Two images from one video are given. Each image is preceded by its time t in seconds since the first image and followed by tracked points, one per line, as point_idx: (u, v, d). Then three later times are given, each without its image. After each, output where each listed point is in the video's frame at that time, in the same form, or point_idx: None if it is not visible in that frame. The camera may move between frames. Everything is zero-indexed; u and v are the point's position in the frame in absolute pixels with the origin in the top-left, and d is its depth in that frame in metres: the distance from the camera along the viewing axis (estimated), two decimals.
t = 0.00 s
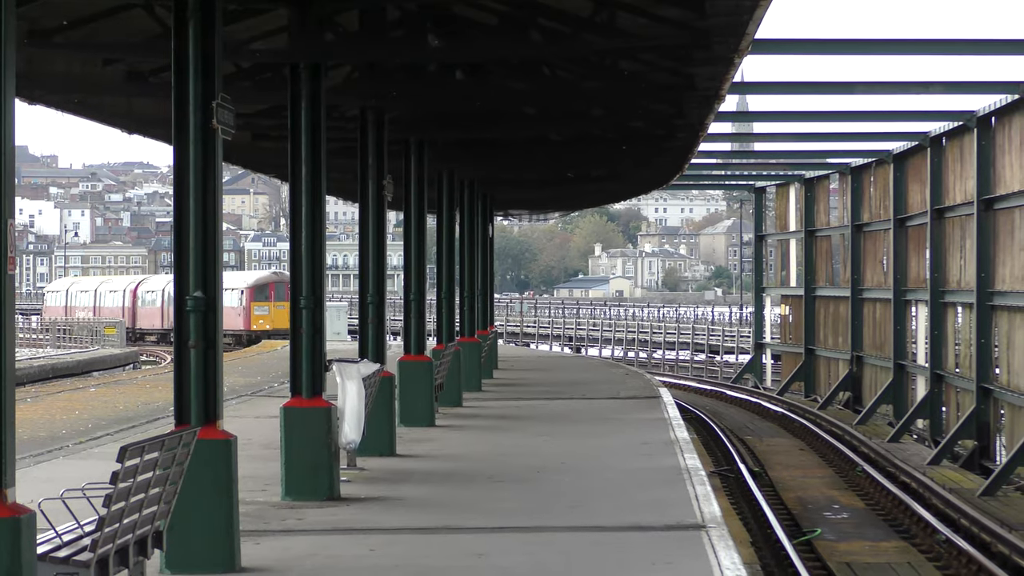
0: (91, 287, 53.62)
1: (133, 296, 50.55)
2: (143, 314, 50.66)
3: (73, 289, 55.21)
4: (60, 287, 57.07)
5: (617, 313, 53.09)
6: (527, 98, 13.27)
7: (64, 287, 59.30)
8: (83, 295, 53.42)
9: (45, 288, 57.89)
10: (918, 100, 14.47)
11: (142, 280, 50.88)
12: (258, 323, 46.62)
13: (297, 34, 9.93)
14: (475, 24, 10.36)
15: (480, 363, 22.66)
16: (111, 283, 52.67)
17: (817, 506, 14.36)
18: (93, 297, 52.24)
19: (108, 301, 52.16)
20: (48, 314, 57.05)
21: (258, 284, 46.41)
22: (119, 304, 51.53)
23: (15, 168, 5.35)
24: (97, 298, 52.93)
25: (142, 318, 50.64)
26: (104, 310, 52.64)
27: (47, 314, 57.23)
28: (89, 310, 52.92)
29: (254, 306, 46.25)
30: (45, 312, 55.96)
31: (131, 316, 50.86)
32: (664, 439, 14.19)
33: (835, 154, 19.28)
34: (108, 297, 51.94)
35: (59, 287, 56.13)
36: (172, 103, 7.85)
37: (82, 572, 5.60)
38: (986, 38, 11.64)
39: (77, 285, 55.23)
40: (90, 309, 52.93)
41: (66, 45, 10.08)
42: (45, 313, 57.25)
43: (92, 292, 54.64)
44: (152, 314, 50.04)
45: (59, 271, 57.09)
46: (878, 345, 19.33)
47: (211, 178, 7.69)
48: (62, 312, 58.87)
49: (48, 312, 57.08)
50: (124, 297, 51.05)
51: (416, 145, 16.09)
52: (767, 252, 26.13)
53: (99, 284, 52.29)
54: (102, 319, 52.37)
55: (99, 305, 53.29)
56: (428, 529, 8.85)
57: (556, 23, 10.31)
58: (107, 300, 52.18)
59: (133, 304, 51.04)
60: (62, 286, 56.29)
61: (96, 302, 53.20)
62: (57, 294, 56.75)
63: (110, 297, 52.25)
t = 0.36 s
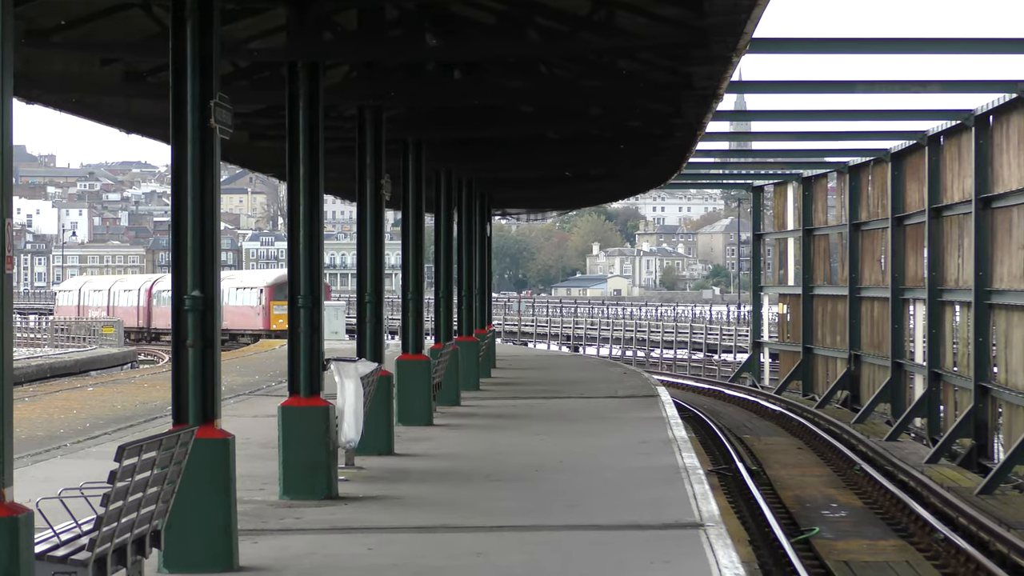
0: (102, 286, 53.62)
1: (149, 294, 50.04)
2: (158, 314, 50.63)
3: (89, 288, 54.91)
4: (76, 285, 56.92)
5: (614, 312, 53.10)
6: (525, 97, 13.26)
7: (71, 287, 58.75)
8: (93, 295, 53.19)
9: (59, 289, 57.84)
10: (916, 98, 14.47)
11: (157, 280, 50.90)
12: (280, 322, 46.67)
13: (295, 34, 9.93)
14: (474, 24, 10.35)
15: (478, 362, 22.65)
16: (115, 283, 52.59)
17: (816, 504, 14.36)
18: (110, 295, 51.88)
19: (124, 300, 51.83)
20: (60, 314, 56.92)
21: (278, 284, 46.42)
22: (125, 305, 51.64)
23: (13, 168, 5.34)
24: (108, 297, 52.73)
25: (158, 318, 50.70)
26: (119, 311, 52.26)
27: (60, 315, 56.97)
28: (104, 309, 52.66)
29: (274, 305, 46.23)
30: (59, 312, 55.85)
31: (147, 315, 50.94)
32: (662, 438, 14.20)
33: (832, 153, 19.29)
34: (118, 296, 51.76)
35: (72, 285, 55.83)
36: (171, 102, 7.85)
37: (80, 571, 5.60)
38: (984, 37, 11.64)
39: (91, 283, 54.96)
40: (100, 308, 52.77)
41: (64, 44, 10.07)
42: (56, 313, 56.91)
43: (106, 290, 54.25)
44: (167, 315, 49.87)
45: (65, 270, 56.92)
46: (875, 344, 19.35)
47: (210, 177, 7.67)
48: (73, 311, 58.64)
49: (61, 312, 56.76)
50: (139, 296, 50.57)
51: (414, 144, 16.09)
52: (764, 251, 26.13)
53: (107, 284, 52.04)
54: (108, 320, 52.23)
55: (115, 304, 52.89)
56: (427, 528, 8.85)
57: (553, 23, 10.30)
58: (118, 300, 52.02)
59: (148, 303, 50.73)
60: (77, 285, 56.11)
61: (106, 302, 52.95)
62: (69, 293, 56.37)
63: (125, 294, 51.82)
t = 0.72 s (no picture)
0: (109, 285, 52.75)
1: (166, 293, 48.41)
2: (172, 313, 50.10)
3: (99, 286, 53.50)
4: (84, 284, 56.56)
5: (613, 311, 53.09)
6: (524, 96, 13.26)
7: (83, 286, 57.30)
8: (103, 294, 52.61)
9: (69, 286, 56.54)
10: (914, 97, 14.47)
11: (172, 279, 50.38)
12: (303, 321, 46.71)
13: (293, 32, 9.92)
14: (472, 22, 10.34)
15: (477, 361, 22.66)
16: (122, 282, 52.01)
17: (814, 503, 14.37)
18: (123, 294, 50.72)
19: (134, 300, 51.32)
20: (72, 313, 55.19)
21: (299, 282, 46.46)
22: (130, 304, 51.32)
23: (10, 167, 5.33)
24: (117, 296, 52.18)
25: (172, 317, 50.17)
26: (132, 312, 50.86)
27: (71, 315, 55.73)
28: (117, 309, 51.89)
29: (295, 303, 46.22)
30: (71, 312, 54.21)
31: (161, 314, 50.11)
32: (660, 437, 14.20)
33: (831, 152, 19.29)
34: (130, 295, 51.12)
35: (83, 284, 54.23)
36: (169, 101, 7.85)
37: (78, 569, 5.60)
38: (983, 36, 11.65)
39: (102, 282, 54.24)
40: (108, 308, 52.33)
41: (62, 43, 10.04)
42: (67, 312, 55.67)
43: (119, 290, 52.68)
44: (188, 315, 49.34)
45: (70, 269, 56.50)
46: (874, 342, 19.36)
47: (208, 177, 7.66)
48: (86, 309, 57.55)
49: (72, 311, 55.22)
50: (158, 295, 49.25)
51: (412, 143, 16.08)
52: (763, 249, 26.13)
53: (118, 283, 51.47)
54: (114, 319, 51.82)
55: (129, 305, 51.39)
56: (425, 527, 8.86)
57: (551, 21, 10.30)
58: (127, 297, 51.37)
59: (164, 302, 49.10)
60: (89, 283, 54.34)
61: (118, 300, 52.17)
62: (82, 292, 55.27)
63: (140, 294, 50.45)
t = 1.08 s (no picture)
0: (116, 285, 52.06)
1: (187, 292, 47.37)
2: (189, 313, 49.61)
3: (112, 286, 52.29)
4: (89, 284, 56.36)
5: (611, 309, 53.09)
6: (522, 95, 13.26)
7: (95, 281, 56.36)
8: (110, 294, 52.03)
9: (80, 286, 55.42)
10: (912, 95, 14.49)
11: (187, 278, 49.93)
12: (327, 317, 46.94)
13: (292, 31, 9.92)
14: (470, 21, 10.33)
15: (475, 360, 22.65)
16: (129, 280, 51.56)
17: (812, 502, 14.38)
18: (138, 293, 49.80)
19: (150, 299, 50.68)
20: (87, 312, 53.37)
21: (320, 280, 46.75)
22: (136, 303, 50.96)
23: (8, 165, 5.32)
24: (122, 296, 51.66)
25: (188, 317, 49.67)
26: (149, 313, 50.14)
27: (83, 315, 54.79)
28: (131, 309, 51.17)
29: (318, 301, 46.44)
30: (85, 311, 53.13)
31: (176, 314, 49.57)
32: (658, 435, 14.21)
33: (829, 150, 19.28)
34: (144, 293, 50.54)
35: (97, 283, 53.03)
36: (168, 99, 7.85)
37: (76, 568, 5.60)
38: (981, 34, 11.65)
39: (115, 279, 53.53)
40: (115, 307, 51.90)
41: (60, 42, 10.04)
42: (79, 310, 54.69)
43: (133, 288, 51.70)
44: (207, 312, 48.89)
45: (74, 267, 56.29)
46: (873, 341, 19.36)
47: (206, 176, 7.66)
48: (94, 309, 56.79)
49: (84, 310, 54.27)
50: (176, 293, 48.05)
51: (410, 141, 16.08)
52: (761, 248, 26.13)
53: (131, 281, 50.84)
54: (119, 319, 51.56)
55: (144, 302, 50.40)
56: (424, 525, 8.86)
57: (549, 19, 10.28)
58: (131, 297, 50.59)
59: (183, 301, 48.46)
60: (101, 282, 53.03)
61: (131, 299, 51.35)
62: (95, 291, 54.55)
63: (156, 293, 49.61)
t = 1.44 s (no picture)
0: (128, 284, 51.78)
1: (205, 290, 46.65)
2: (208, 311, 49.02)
3: (128, 284, 51.61)
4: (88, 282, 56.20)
5: (610, 308, 53.10)
6: (521, 93, 13.26)
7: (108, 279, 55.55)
8: (123, 291, 51.53)
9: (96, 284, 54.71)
10: (911, 94, 14.50)
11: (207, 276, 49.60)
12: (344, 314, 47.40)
13: (291, 29, 9.92)
14: (469, 20, 10.33)
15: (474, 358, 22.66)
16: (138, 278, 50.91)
17: (811, 500, 14.39)
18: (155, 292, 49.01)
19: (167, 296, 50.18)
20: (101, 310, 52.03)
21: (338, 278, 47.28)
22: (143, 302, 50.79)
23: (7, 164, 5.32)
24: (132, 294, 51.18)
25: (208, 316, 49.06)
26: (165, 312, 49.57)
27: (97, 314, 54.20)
28: (147, 308, 50.52)
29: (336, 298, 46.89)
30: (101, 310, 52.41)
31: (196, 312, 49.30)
32: (657, 434, 14.22)
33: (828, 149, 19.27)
34: (161, 291, 49.81)
35: (113, 281, 52.26)
36: (166, 98, 7.84)
37: (75, 567, 5.60)
38: (980, 33, 11.65)
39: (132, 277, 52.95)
40: (126, 305, 51.65)
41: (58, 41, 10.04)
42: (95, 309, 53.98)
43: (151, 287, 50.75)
44: (224, 310, 48.22)
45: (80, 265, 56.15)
46: (871, 340, 19.37)
47: (205, 174, 7.67)
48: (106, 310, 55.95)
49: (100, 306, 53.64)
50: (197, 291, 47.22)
51: (409, 140, 16.08)
52: (760, 247, 26.13)
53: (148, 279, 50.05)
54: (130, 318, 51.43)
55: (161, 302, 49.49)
56: (423, 524, 8.86)
57: (548, 17, 10.27)
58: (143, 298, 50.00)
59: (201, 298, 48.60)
60: (118, 280, 52.18)
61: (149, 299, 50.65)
62: (108, 290, 53.86)
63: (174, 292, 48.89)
